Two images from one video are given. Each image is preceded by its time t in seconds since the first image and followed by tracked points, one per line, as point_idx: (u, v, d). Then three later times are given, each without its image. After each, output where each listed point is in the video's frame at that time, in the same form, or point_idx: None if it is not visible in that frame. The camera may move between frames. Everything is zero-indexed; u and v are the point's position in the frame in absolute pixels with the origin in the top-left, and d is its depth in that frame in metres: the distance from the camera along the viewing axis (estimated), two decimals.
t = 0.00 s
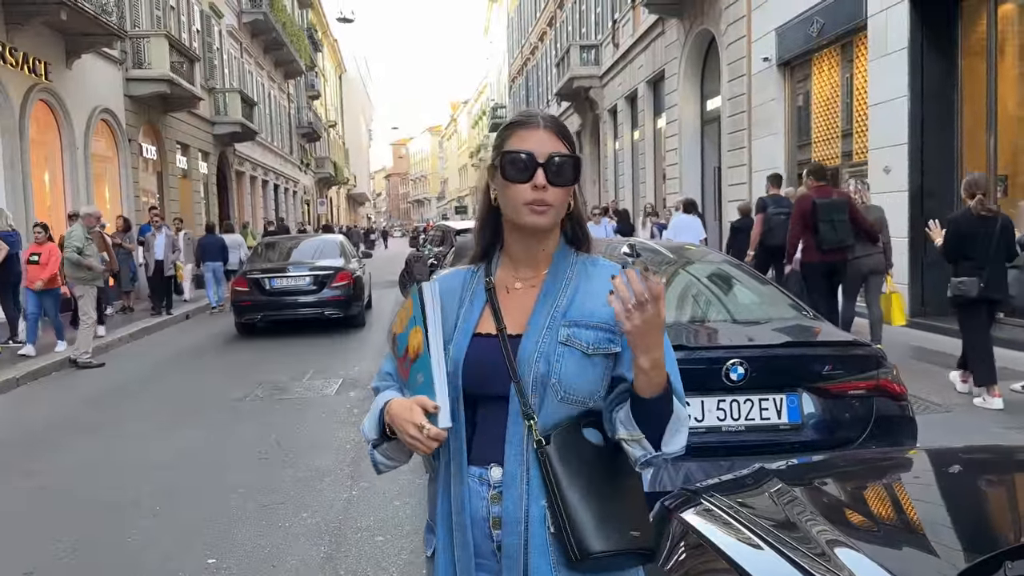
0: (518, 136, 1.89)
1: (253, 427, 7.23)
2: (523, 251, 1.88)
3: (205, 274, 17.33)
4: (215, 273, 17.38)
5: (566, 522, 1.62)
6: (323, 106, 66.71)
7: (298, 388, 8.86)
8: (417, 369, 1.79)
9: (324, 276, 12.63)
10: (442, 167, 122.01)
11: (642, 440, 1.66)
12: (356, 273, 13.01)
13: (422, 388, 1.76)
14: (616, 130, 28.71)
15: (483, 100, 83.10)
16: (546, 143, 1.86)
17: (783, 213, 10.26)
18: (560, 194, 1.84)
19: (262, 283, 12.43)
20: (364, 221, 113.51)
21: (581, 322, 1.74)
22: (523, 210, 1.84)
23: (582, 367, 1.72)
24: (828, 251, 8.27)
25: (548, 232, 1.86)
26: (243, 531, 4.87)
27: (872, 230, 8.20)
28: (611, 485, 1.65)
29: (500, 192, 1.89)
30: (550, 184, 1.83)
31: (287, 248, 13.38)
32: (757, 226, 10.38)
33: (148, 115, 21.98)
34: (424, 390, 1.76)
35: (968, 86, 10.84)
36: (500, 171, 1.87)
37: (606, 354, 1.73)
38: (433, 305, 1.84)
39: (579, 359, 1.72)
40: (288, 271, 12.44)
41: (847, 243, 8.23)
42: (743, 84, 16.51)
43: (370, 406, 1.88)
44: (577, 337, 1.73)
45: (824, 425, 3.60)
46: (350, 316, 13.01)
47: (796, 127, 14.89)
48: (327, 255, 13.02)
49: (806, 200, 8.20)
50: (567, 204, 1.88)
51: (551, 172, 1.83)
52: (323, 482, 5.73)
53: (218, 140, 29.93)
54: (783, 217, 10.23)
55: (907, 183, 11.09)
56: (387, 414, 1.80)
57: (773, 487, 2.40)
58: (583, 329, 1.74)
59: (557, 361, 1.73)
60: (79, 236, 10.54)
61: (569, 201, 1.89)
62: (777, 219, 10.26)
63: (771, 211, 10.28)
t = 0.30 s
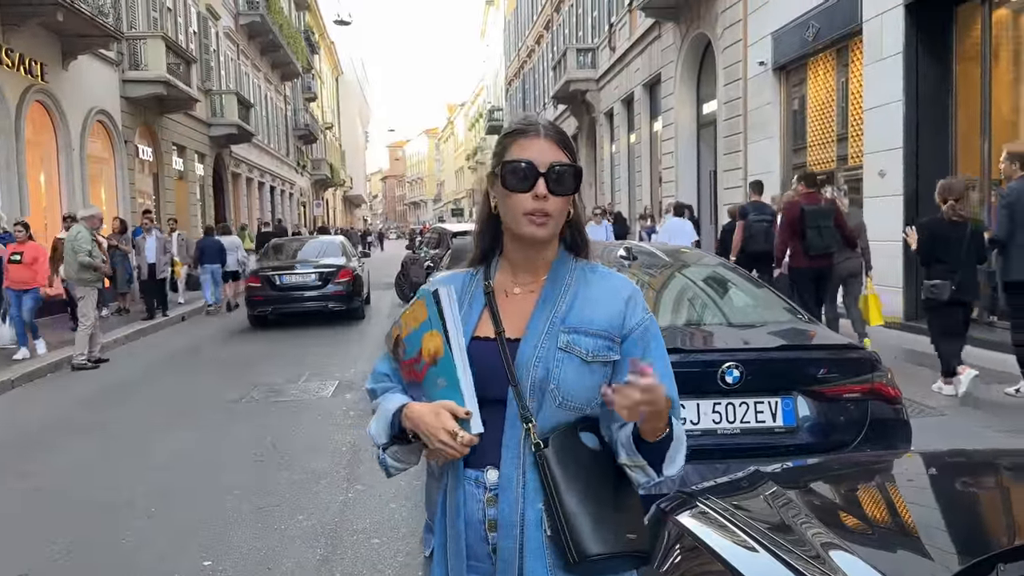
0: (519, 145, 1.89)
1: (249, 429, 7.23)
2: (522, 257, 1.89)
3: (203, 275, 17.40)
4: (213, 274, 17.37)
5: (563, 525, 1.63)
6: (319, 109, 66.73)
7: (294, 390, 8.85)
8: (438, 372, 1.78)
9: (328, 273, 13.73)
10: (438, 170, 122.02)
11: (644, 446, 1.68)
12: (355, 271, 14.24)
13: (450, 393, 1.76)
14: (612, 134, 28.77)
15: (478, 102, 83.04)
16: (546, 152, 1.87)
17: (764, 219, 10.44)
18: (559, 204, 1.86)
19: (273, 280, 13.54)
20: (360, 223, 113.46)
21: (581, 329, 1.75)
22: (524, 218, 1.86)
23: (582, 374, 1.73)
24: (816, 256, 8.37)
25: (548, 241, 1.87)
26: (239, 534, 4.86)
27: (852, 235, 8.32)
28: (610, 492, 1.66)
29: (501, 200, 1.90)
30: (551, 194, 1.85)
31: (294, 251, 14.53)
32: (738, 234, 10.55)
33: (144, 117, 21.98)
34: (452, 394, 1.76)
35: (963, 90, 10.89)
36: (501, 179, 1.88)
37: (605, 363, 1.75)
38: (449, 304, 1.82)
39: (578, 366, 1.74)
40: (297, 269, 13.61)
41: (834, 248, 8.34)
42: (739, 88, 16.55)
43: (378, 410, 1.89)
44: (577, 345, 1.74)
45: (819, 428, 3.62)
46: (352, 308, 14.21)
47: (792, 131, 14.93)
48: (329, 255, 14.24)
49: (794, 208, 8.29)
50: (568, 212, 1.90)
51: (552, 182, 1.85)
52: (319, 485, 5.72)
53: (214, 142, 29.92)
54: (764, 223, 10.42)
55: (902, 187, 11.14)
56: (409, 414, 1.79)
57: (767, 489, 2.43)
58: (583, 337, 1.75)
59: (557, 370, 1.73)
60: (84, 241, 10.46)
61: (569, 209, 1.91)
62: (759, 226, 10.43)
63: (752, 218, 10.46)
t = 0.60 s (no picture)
0: (504, 141, 1.90)
1: (244, 431, 7.22)
2: (513, 256, 1.90)
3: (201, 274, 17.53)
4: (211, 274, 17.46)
5: (559, 525, 1.64)
6: (314, 109, 66.67)
7: (289, 391, 8.84)
8: (414, 360, 1.80)
9: (330, 271, 14.89)
10: (434, 171, 121.93)
11: (628, 437, 1.68)
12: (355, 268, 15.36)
13: (422, 371, 1.77)
14: (608, 136, 28.76)
15: (474, 103, 82.97)
16: (531, 147, 1.88)
17: (742, 218, 10.69)
18: (546, 198, 1.86)
19: (281, 276, 14.71)
20: (356, 224, 113.31)
21: (574, 327, 1.76)
22: (513, 214, 1.86)
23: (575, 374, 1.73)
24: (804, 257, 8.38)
25: (538, 238, 1.88)
26: (233, 536, 4.85)
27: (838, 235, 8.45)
28: (606, 492, 1.66)
29: (489, 197, 1.91)
30: (537, 187, 1.86)
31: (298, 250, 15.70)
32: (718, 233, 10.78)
33: (139, 117, 21.94)
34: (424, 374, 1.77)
35: (957, 94, 10.93)
36: (488, 175, 1.89)
37: (598, 362, 1.77)
38: (426, 301, 1.85)
39: (571, 366, 1.75)
40: (302, 266, 14.79)
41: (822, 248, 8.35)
42: (735, 91, 16.59)
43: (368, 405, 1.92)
44: (570, 344, 1.75)
45: (813, 430, 3.63)
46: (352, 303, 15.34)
47: (787, 134, 14.96)
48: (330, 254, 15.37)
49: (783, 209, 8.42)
50: (557, 207, 1.90)
51: (538, 177, 1.86)
52: (314, 486, 5.72)
53: (209, 142, 29.88)
54: (742, 222, 10.66)
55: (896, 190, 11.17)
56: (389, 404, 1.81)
57: (761, 491, 2.44)
58: (576, 335, 1.76)
59: (548, 370, 1.74)
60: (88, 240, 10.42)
61: (557, 205, 1.91)
62: (738, 225, 10.68)
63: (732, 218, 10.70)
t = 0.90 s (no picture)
0: (492, 152, 1.91)
1: (238, 432, 7.21)
2: (507, 260, 1.90)
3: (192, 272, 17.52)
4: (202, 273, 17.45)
5: (562, 522, 1.64)
6: (310, 110, 66.62)
7: (284, 391, 8.84)
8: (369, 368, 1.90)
9: (332, 267, 15.85)
10: (429, 171, 121.85)
11: (615, 410, 1.67)
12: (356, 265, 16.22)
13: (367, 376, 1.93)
14: (604, 137, 28.80)
15: (469, 104, 82.92)
16: (519, 157, 1.89)
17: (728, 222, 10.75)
18: (537, 207, 1.88)
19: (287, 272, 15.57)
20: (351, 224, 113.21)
21: (571, 326, 1.78)
22: (503, 225, 1.88)
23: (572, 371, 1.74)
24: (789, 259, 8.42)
25: (531, 245, 1.89)
26: (228, 536, 4.85)
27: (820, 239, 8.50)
28: (608, 487, 1.67)
29: (479, 208, 1.92)
30: (527, 198, 1.87)
31: (301, 251, 16.62)
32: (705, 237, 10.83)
33: (135, 117, 21.91)
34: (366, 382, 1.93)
35: (952, 96, 10.99)
36: (477, 188, 1.91)
37: (596, 359, 1.79)
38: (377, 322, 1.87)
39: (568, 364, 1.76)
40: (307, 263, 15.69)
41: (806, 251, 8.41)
42: (730, 93, 16.64)
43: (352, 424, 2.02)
44: (569, 342, 1.77)
45: (807, 431, 3.65)
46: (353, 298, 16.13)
47: (782, 136, 15.01)
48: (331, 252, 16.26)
49: (768, 213, 8.41)
50: (547, 214, 1.91)
51: (528, 186, 1.87)
52: (309, 487, 5.72)
53: (205, 142, 29.86)
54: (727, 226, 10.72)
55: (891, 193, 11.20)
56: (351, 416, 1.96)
57: (756, 491, 2.45)
58: (573, 334, 1.78)
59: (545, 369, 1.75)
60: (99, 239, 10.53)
61: (549, 211, 1.92)
62: (723, 229, 10.71)
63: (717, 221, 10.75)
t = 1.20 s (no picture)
0: (508, 154, 1.90)
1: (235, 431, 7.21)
2: (505, 256, 1.93)
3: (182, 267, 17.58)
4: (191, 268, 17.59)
5: (557, 517, 1.65)
6: (307, 110, 66.53)
7: (280, 391, 8.84)
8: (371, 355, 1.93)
9: (335, 263, 15.95)
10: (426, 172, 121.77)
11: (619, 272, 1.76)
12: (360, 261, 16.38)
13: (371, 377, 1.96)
14: (601, 138, 28.80)
15: (466, 105, 82.82)
16: (535, 162, 1.89)
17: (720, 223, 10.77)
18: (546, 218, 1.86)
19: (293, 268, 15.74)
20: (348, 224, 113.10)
21: (559, 319, 1.82)
22: (510, 229, 1.86)
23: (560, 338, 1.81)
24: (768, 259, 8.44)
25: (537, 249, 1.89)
26: (225, 536, 4.86)
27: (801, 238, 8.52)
28: (606, 476, 1.67)
29: (489, 208, 1.91)
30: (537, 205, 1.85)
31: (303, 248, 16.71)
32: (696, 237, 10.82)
33: (132, 117, 21.87)
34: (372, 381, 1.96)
35: (948, 98, 11.01)
36: (491, 187, 1.89)
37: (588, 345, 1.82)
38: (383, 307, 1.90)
39: (561, 353, 1.79)
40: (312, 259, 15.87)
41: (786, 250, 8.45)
42: (727, 94, 16.65)
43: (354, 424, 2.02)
44: (557, 333, 1.81)
45: (802, 432, 3.66)
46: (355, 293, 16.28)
47: (779, 137, 15.03)
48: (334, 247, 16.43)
49: (748, 216, 8.45)
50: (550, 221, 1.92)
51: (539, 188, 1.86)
52: (305, 487, 5.72)
53: (201, 142, 29.81)
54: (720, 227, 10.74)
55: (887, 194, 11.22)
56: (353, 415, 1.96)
57: (751, 492, 2.46)
58: (561, 325, 1.82)
59: (538, 361, 1.79)
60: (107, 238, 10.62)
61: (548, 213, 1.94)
62: (715, 229, 10.73)
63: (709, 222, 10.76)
